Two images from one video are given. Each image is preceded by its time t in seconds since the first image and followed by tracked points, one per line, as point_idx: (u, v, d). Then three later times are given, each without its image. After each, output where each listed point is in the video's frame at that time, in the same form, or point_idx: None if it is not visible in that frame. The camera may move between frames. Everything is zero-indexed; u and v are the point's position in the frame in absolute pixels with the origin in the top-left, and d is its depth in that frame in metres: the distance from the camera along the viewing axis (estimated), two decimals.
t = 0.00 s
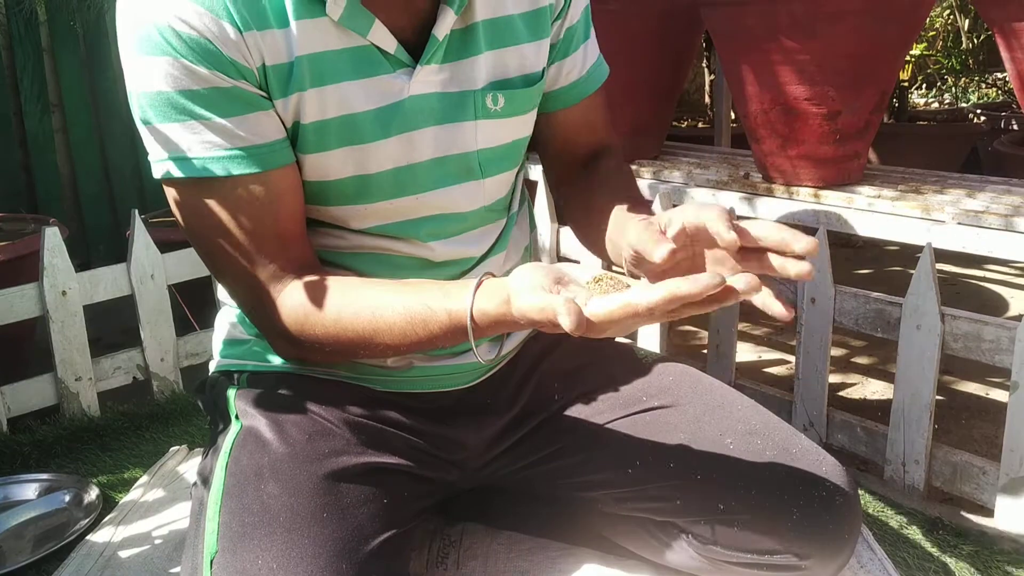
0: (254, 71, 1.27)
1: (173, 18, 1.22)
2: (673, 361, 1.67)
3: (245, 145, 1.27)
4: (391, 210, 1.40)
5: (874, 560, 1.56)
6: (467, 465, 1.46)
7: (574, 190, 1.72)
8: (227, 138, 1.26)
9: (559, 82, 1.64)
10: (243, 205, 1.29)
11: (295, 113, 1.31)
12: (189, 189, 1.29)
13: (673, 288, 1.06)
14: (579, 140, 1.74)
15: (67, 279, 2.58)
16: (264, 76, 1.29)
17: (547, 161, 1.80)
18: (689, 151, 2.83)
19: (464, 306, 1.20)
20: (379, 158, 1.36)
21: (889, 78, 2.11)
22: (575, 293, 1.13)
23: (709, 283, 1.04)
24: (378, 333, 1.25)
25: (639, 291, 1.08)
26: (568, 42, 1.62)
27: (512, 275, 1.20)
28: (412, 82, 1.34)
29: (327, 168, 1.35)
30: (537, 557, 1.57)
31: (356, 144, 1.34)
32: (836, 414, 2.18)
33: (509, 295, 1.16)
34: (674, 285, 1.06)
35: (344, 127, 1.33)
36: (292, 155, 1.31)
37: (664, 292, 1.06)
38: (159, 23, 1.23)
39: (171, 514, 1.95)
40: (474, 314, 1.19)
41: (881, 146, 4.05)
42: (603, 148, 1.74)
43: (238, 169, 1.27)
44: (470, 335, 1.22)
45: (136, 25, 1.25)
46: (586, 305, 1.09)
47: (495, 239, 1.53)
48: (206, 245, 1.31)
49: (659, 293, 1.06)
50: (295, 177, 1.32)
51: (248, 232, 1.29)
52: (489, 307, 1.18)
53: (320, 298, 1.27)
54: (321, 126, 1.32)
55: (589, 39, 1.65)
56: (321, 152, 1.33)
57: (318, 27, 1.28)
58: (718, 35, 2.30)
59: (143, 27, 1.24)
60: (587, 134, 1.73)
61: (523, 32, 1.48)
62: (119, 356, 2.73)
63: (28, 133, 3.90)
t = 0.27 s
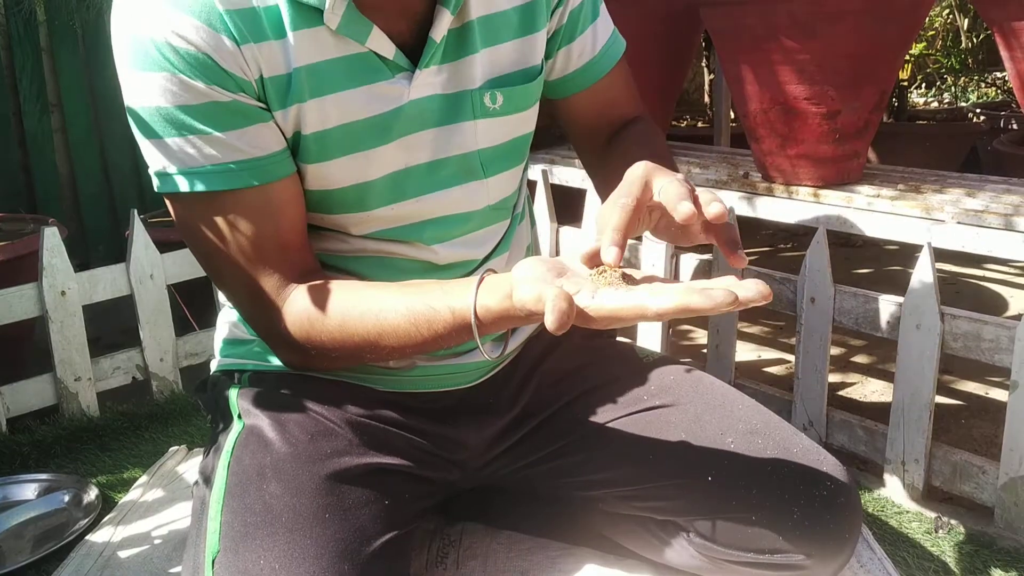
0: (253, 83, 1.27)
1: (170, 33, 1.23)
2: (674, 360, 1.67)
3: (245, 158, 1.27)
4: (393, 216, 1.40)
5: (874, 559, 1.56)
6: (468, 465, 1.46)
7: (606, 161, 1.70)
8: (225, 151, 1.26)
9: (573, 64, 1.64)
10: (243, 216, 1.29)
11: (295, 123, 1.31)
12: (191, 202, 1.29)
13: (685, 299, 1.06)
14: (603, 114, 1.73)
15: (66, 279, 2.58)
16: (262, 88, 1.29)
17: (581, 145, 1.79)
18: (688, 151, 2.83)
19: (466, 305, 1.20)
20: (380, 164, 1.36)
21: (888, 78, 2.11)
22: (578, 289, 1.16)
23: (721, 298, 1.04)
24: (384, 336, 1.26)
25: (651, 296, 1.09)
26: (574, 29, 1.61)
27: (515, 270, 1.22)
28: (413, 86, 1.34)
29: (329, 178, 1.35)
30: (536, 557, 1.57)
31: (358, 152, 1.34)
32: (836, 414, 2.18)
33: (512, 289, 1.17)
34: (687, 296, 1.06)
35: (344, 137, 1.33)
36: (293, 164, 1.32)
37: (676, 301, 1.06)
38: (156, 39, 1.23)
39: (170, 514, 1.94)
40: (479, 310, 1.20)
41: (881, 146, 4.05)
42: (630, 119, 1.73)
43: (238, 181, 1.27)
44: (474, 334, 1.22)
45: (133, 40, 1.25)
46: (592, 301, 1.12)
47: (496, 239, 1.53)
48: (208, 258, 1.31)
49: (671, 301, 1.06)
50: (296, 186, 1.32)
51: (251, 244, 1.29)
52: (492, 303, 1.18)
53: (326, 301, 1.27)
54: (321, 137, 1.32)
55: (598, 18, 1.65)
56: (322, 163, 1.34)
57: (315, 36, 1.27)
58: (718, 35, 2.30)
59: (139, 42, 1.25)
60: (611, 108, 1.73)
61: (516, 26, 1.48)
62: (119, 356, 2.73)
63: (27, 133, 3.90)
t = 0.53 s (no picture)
0: (238, 94, 1.27)
1: (154, 47, 1.23)
2: (672, 360, 1.67)
3: (230, 169, 1.28)
4: (387, 222, 1.41)
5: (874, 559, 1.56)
6: (467, 465, 1.46)
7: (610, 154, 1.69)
8: (211, 164, 1.27)
9: (572, 56, 1.63)
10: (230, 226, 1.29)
11: (283, 132, 1.31)
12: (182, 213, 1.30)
13: (663, 310, 1.06)
14: (609, 109, 1.73)
15: (65, 279, 2.58)
16: (249, 98, 1.29)
17: (587, 139, 1.79)
18: (687, 151, 2.83)
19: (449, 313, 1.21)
20: (370, 172, 1.36)
21: (887, 77, 2.11)
22: (557, 297, 1.16)
23: (698, 306, 1.04)
24: (371, 344, 1.26)
25: (630, 308, 1.09)
26: (571, 19, 1.61)
27: (496, 277, 1.21)
28: (402, 94, 1.33)
29: (319, 187, 1.35)
30: (535, 557, 1.57)
31: (348, 160, 1.34)
32: (835, 413, 2.18)
33: (493, 297, 1.17)
34: (665, 307, 1.06)
35: (333, 146, 1.33)
36: (281, 174, 1.32)
37: (654, 312, 1.06)
38: (140, 53, 1.24)
39: (170, 515, 1.94)
40: (461, 318, 1.20)
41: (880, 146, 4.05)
42: (636, 114, 1.72)
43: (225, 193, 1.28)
44: (457, 343, 1.22)
45: (118, 52, 1.26)
46: (570, 312, 1.12)
47: (493, 241, 1.53)
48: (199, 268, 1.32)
49: (649, 311, 1.06)
50: (284, 196, 1.33)
51: (240, 255, 1.30)
52: (474, 312, 1.18)
53: (311, 311, 1.27)
54: (309, 147, 1.32)
55: (597, 12, 1.64)
56: (312, 173, 1.34)
57: (300, 46, 1.27)
58: (718, 35, 2.30)
59: (124, 55, 1.25)
60: (617, 103, 1.73)
61: (505, 27, 1.47)
62: (117, 356, 2.73)
63: (26, 134, 3.89)
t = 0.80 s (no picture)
0: (229, 102, 1.27)
1: (144, 56, 1.23)
2: (672, 359, 1.66)
3: (222, 177, 1.28)
4: (382, 227, 1.41)
5: (873, 558, 1.56)
6: (467, 465, 1.46)
7: (609, 157, 1.69)
8: (201, 172, 1.28)
9: (568, 58, 1.64)
10: (226, 233, 1.30)
11: (275, 139, 1.31)
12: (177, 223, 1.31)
13: (653, 313, 1.06)
14: (608, 111, 1.73)
15: (65, 279, 2.58)
16: (240, 105, 1.28)
17: (586, 139, 1.79)
18: (686, 150, 2.83)
19: (442, 318, 1.21)
20: (365, 178, 1.36)
21: (887, 77, 2.11)
22: (549, 301, 1.16)
23: (688, 308, 1.05)
24: (365, 348, 1.27)
25: (621, 312, 1.09)
26: (568, 17, 1.60)
27: (488, 282, 1.22)
28: (393, 99, 1.33)
29: (313, 192, 1.36)
30: (535, 556, 1.57)
31: (343, 166, 1.34)
32: (835, 413, 2.18)
33: (485, 301, 1.18)
34: (656, 310, 1.06)
35: (325, 153, 1.33)
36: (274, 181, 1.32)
37: (645, 315, 1.06)
38: (130, 62, 1.24)
39: (170, 514, 1.94)
40: (454, 322, 1.21)
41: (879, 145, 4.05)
42: (634, 117, 1.72)
43: (218, 201, 1.28)
44: (450, 347, 1.23)
45: (107, 62, 1.26)
46: (561, 317, 1.11)
47: (490, 242, 1.54)
48: (196, 274, 1.33)
49: (640, 315, 1.06)
50: (278, 203, 1.33)
51: (235, 263, 1.31)
52: (467, 315, 1.19)
53: (306, 316, 1.28)
54: (302, 153, 1.32)
55: (593, 11, 1.64)
56: (305, 179, 1.34)
57: (291, 52, 1.26)
58: (717, 34, 2.30)
59: (114, 65, 1.25)
60: (617, 106, 1.73)
61: (499, 29, 1.47)
62: (117, 356, 2.73)
63: (26, 133, 3.89)
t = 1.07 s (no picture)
0: (228, 105, 1.27)
1: (143, 59, 1.23)
2: (672, 358, 1.66)
3: (221, 180, 1.28)
4: (382, 229, 1.41)
5: (874, 557, 1.56)
6: (467, 465, 1.46)
7: (610, 158, 1.69)
8: (200, 174, 1.28)
9: (566, 60, 1.64)
10: (225, 235, 1.30)
11: (274, 142, 1.31)
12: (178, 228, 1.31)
13: (650, 312, 1.06)
14: (608, 112, 1.73)
15: (64, 279, 2.58)
16: (239, 108, 1.28)
17: (586, 139, 1.79)
18: (685, 149, 2.82)
19: (439, 319, 1.21)
20: (365, 180, 1.36)
21: (886, 76, 2.11)
22: (547, 304, 1.16)
23: (684, 308, 1.05)
24: (363, 350, 1.27)
25: (617, 313, 1.09)
26: (567, 18, 1.60)
27: (484, 284, 1.21)
28: (392, 102, 1.33)
29: (312, 195, 1.36)
30: (535, 555, 1.58)
31: (343, 168, 1.34)
32: (835, 412, 2.18)
33: (481, 303, 1.17)
34: (652, 310, 1.06)
35: (325, 156, 1.33)
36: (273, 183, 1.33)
37: (641, 315, 1.07)
38: (130, 65, 1.24)
39: (170, 514, 1.94)
40: (451, 324, 1.20)
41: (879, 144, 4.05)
42: (635, 119, 1.72)
43: (217, 204, 1.28)
44: (448, 349, 1.22)
45: (107, 64, 1.26)
46: (559, 321, 1.12)
47: (490, 243, 1.54)
48: (195, 276, 1.33)
49: (636, 316, 1.06)
50: (276, 207, 1.33)
51: (235, 266, 1.31)
52: (464, 317, 1.19)
53: (304, 318, 1.28)
54: (301, 156, 1.32)
55: (593, 12, 1.64)
56: (305, 181, 1.34)
57: (290, 55, 1.26)
58: (717, 33, 2.29)
59: (113, 68, 1.25)
60: (617, 107, 1.73)
61: (498, 31, 1.46)
62: (116, 356, 2.72)
63: (25, 133, 3.89)
